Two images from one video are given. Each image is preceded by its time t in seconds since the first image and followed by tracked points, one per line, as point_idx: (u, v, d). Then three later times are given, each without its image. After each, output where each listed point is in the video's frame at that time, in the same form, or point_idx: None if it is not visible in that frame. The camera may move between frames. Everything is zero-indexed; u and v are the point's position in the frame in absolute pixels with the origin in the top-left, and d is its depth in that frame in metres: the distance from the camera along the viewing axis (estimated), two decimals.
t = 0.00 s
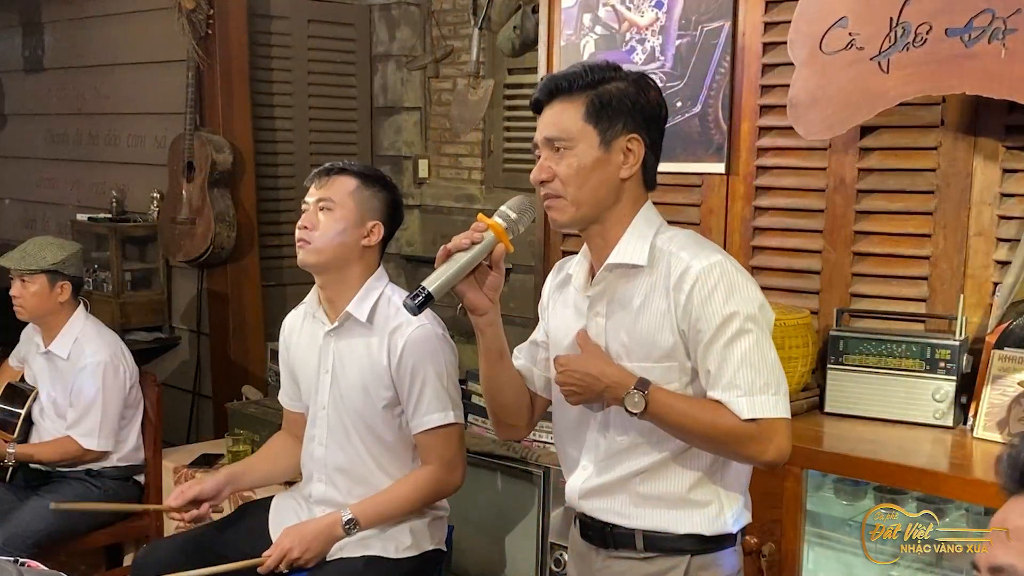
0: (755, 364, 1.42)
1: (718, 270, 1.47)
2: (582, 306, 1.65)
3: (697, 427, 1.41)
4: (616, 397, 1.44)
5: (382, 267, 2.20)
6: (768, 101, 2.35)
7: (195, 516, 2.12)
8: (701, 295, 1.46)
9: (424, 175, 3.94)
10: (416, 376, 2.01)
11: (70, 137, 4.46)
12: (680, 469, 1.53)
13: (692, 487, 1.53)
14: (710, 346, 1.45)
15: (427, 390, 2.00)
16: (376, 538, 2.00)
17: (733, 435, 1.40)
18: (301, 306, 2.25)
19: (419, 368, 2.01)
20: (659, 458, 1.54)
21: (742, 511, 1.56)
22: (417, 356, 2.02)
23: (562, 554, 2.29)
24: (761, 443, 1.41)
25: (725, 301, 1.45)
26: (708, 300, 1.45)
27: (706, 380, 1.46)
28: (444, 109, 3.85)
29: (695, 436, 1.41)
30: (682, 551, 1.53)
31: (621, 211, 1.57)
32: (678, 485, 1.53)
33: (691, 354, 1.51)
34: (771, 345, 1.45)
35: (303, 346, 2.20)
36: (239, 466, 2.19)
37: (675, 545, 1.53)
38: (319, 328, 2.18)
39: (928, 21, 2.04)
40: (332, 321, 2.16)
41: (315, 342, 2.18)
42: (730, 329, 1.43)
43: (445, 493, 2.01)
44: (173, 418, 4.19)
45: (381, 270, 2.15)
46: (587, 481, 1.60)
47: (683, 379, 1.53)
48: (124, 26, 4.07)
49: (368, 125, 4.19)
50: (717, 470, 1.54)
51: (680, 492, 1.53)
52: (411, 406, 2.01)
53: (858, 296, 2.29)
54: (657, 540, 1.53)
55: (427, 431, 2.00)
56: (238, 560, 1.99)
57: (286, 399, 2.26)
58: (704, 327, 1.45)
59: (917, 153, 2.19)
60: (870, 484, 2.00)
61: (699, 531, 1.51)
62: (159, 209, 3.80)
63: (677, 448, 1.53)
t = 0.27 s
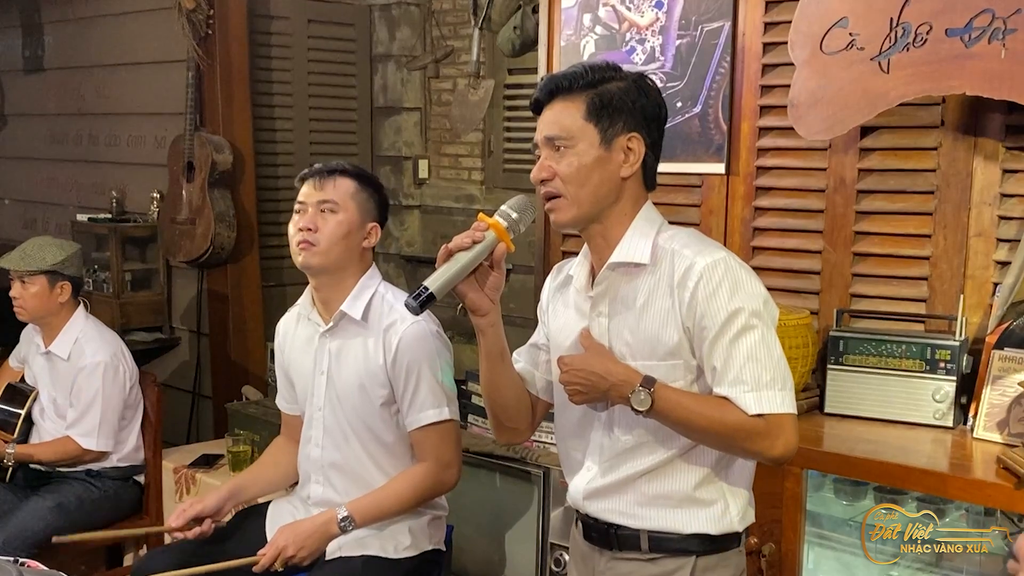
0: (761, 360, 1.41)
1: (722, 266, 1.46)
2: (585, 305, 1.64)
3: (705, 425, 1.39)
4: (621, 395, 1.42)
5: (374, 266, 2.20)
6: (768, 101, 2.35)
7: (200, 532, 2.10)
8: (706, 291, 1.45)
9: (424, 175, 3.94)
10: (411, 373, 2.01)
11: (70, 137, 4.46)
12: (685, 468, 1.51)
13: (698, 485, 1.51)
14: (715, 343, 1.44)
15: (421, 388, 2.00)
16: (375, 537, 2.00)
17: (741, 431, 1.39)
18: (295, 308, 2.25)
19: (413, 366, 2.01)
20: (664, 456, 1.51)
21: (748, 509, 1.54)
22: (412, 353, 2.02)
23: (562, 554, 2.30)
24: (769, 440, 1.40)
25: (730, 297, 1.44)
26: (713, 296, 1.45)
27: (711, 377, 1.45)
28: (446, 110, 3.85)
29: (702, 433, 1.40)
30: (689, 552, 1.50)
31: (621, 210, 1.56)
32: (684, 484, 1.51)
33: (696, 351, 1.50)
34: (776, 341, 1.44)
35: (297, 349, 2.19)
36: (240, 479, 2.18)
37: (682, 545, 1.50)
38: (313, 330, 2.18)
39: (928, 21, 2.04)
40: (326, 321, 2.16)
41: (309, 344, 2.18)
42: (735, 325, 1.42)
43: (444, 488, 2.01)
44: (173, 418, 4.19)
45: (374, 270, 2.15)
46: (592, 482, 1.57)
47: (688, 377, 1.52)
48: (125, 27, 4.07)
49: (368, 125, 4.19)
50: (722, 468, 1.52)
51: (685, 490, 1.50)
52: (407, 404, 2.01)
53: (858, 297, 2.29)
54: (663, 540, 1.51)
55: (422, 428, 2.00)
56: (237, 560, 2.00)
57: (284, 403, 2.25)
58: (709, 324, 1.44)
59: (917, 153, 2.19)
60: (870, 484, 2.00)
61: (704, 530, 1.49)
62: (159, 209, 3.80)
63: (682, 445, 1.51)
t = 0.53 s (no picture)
0: (769, 355, 1.40)
1: (728, 262, 1.46)
2: (586, 305, 1.64)
3: (714, 419, 1.38)
4: (627, 392, 1.41)
5: (372, 266, 2.20)
6: (768, 101, 2.35)
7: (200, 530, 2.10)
8: (712, 287, 1.45)
9: (424, 175, 3.94)
10: (406, 370, 2.00)
11: (70, 137, 4.46)
12: (693, 465, 1.50)
13: (706, 483, 1.50)
14: (722, 338, 1.43)
15: (415, 386, 1.99)
16: (376, 535, 2.00)
17: (749, 427, 1.38)
18: (294, 309, 2.25)
19: (409, 364, 2.01)
20: (672, 454, 1.50)
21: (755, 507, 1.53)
22: (408, 351, 2.01)
23: (562, 553, 2.30)
24: (777, 436, 1.39)
25: (736, 293, 1.44)
26: (719, 292, 1.44)
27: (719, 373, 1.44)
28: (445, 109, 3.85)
29: (711, 428, 1.39)
30: (695, 553, 1.50)
31: (624, 207, 1.56)
32: (691, 482, 1.49)
33: (702, 349, 1.49)
34: (783, 336, 1.43)
35: (296, 349, 2.20)
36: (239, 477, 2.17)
37: (688, 545, 1.49)
38: (312, 330, 2.18)
39: (928, 20, 2.04)
40: (325, 321, 2.16)
41: (308, 344, 2.18)
42: (742, 320, 1.42)
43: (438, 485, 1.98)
44: (173, 417, 4.19)
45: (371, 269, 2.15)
46: (597, 482, 1.57)
47: (695, 374, 1.51)
48: (125, 27, 4.07)
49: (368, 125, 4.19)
50: (729, 465, 1.52)
51: (693, 489, 1.49)
52: (401, 402, 2.00)
53: (858, 296, 2.29)
54: (669, 540, 1.50)
55: (414, 426, 1.98)
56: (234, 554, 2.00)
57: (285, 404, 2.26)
58: (716, 320, 1.44)
59: (917, 153, 2.19)
60: (870, 484, 2.00)
61: (711, 529, 1.48)
62: (159, 209, 3.80)
63: (691, 442, 1.50)
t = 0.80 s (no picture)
0: (777, 352, 1.39)
1: (734, 259, 1.46)
2: (590, 305, 1.63)
3: (721, 418, 1.37)
4: (634, 391, 1.40)
5: (371, 266, 2.20)
6: (768, 101, 2.35)
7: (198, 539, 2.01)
8: (717, 284, 1.45)
9: (424, 175, 3.94)
10: (402, 371, 2.00)
11: (70, 137, 4.46)
12: (701, 464, 1.50)
13: (713, 483, 1.49)
14: (729, 335, 1.42)
15: (410, 387, 1.99)
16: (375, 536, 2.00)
17: (757, 425, 1.37)
18: (294, 309, 2.25)
19: (406, 365, 2.01)
20: (679, 453, 1.50)
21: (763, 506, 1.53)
22: (405, 352, 2.01)
23: (562, 553, 2.30)
24: (785, 434, 1.38)
25: (742, 290, 1.43)
26: (725, 289, 1.44)
27: (726, 371, 1.43)
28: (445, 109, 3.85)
29: (717, 427, 1.37)
30: (702, 555, 1.49)
31: (627, 206, 1.56)
32: (698, 481, 1.49)
33: (708, 347, 1.48)
34: (790, 333, 1.42)
35: (296, 349, 2.20)
36: (233, 482, 2.13)
37: (696, 546, 1.49)
38: (311, 329, 2.18)
39: (928, 20, 2.04)
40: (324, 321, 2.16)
41: (307, 344, 2.18)
42: (749, 317, 1.41)
43: (432, 479, 1.99)
44: (173, 417, 4.19)
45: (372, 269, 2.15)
46: (603, 483, 1.56)
47: (701, 372, 1.50)
48: (125, 27, 4.07)
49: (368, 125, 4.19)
50: (736, 464, 1.51)
51: (700, 488, 1.49)
52: (395, 402, 1.99)
53: (858, 296, 2.29)
54: (676, 541, 1.50)
55: (405, 427, 1.97)
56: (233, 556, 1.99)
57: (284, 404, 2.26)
58: (722, 317, 1.43)
59: (917, 153, 2.19)
60: (870, 485, 2.00)
61: (719, 529, 1.48)
62: (159, 209, 3.80)
63: (699, 441, 1.50)
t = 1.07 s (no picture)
0: (783, 351, 1.39)
1: (739, 258, 1.45)
2: (594, 306, 1.64)
3: (727, 418, 1.37)
4: (639, 391, 1.40)
5: (374, 267, 2.20)
6: (768, 101, 2.35)
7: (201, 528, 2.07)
8: (723, 284, 1.44)
9: (424, 175, 3.95)
10: (404, 373, 2.00)
11: (70, 138, 4.47)
12: (707, 464, 1.49)
13: (720, 483, 1.49)
14: (735, 334, 1.42)
15: (412, 390, 1.99)
16: (375, 540, 2.00)
17: (763, 424, 1.36)
18: (297, 308, 2.26)
19: (407, 367, 2.01)
20: (685, 453, 1.50)
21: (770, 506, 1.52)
22: (406, 354, 2.01)
23: (562, 553, 2.31)
24: (792, 434, 1.37)
25: (748, 289, 1.43)
26: (731, 288, 1.44)
27: (731, 371, 1.43)
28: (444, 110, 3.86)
29: (723, 426, 1.37)
30: (709, 556, 1.49)
31: (631, 206, 1.55)
32: (705, 482, 1.49)
33: (714, 346, 1.48)
34: (797, 333, 1.41)
35: (298, 348, 2.20)
36: (235, 492, 2.17)
37: (703, 548, 1.49)
38: (313, 329, 2.19)
39: (928, 21, 2.04)
40: (326, 320, 2.17)
41: (309, 344, 2.18)
42: (754, 315, 1.41)
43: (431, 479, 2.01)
44: (173, 417, 4.19)
45: (375, 270, 2.15)
46: (609, 485, 1.56)
47: (707, 372, 1.50)
48: (125, 27, 4.07)
49: (368, 125, 4.19)
50: (743, 464, 1.51)
51: (706, 489, 1.48)
52: (395, 404, 2.00)
53: (859, 296, 2.29)
54: (683, 542, 1.50)
55: (404, 430, 1.98)
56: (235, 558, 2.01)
57: (286, 402, 2.26)
58: (727, 316, 1.43)
59: (917, 154, 2.19)
60: (870, 484, 2.01)
61: (726, 530, 1.48)
62: (159, 209, 3.80)
63: (705, 441, 1.49)
